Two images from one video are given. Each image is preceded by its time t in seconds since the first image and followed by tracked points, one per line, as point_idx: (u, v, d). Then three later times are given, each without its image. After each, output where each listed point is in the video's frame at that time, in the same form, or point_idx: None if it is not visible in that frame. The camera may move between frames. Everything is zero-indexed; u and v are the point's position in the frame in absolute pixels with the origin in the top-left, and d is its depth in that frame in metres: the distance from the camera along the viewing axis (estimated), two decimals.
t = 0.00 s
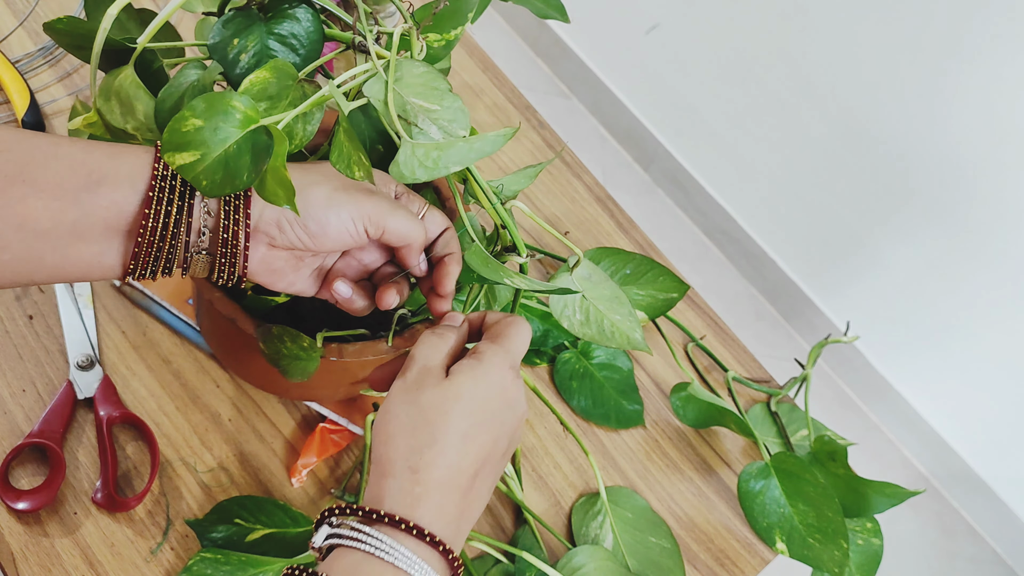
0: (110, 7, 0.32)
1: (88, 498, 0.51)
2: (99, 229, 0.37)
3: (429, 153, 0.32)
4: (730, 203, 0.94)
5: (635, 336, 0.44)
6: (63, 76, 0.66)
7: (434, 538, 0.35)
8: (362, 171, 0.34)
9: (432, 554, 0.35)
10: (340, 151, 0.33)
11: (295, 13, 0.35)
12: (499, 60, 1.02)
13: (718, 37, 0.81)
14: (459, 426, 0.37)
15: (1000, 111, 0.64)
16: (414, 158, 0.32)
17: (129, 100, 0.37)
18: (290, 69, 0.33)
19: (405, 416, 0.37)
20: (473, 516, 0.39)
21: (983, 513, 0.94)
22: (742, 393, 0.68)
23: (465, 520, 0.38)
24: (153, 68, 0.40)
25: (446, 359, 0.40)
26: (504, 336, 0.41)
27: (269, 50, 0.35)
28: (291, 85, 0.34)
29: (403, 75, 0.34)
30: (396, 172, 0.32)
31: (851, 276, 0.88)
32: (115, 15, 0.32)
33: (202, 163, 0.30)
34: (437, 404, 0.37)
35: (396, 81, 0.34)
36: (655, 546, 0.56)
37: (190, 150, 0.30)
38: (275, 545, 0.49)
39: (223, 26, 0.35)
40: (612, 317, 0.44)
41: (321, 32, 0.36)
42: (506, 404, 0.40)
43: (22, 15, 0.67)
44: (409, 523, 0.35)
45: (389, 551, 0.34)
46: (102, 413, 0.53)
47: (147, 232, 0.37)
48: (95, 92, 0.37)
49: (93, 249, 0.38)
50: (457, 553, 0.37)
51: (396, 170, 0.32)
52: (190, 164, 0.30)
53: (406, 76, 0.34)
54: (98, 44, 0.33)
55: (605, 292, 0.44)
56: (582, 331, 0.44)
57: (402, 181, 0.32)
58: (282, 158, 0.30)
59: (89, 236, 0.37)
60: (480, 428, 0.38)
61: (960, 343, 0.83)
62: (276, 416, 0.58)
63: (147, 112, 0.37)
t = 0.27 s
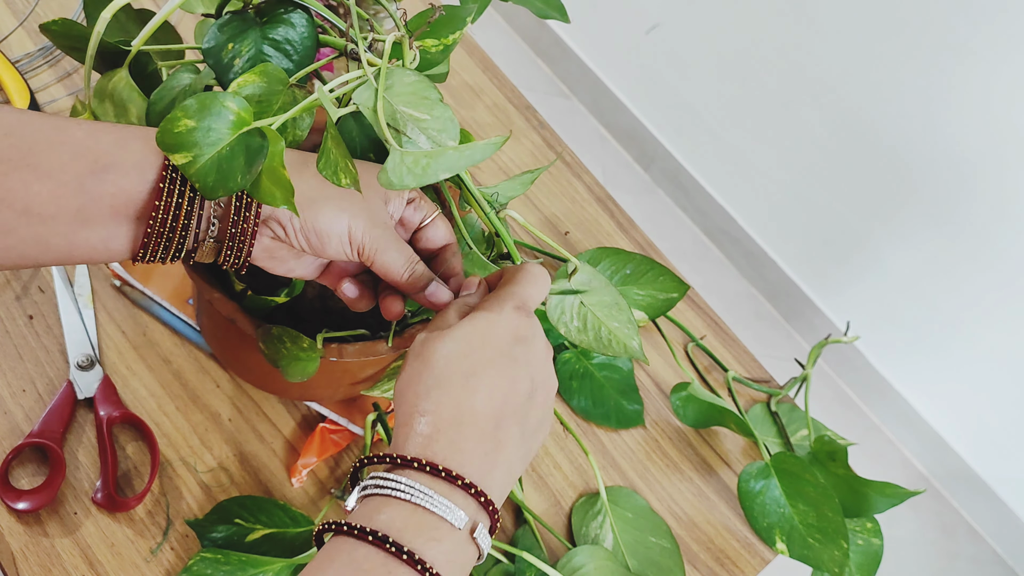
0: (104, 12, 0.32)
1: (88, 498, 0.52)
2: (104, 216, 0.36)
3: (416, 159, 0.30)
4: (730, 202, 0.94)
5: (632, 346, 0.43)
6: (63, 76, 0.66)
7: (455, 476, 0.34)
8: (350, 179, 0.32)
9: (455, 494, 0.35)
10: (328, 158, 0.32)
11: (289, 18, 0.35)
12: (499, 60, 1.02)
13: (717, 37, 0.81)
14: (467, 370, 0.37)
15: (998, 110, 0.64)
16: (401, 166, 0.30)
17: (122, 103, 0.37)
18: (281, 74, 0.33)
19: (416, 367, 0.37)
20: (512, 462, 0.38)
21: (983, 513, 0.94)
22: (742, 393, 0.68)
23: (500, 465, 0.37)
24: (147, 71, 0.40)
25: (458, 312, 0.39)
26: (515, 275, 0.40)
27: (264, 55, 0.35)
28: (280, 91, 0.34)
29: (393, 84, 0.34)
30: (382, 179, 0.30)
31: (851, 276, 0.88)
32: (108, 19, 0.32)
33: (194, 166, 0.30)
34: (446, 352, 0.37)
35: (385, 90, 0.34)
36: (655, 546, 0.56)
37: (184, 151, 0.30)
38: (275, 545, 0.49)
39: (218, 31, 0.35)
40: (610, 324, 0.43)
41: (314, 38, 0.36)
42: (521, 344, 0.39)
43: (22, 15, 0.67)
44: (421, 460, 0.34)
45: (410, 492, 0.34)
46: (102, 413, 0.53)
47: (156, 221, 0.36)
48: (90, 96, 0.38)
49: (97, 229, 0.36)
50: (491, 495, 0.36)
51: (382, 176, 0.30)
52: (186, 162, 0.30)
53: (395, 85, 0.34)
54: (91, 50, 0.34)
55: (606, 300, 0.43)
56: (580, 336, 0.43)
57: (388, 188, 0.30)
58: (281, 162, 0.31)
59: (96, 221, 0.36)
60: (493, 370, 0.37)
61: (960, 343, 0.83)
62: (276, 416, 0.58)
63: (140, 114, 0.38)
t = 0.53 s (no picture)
0: None
1: (88, 498, 0.52)
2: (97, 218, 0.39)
3: (476, 123, 0.32)
4: (730, 202, 0.94)
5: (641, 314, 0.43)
6: (63, 76, 0.66)
7: (518, 482, 0.34)
8: (413, 139, 0.34)
9: (516, 498, 0.34)
10: (386, 123, 0.34)
11: (312, 2, 0.36)
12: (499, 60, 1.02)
13: (717, 37, 0.81)
14: (522, 369, 0.37)
15: (998, 110, 0.64)
16: (460, 130, 0.32)
17: (152, 91, 0.36)
18: (323, 52, 0.34)
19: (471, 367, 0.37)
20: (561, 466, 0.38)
21: (983, 513, 0.94)
22: (742, 393, 0.68)
23: (554, 467, 0.37)
24: (171, 61, 0.40)
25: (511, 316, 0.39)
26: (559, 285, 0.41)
27: (290, 38, 0.35)
28: (320, 70, 0.34)
29: (435, 55, 0.35)
30: (443, 143, 0.32)
31: (851, 276, 0.88)
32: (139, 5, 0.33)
33: (240, 125, 0.30)
34: (501, 354, 0.37)
35: (428, 60, 0.34)
36: (655, 546, 0.56)
37: (228, 111, 0.30)
38: (275, 545, 0.50)
39: (240, 17, 0.35)
40: (616, 299, 0.44)
41: (340, 19, 0.36)
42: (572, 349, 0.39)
43: (22, 15, 0.67)
44: (485, 461, 0.34)
45: (471, 493, 0.33)
46: (102, 413, 0.53)
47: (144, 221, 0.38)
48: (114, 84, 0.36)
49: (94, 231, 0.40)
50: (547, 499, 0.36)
51: (443, 142, 0.32)
52: (228, 126, 0.30)
53: (436, 57, 0.35)
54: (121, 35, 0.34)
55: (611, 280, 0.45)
56: (591, 315, 0.44)
57: (450, 151, 0.32)
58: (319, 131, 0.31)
59: (83, 220, 0.39)
60: (547, 371, 0.38)
61: (960, 343, 0.83)
62: (276, 416, 0.58)
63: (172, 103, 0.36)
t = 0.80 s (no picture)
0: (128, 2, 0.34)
1: (88, 498, 0.52)
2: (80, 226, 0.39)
3: (466, 128, 0.33)
4: (730, 202, 0.94)
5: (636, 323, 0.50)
6: (63, 76, 0.66)
7: (616, 441, 0.37)
8: (401, 147, 0.36)
9: (613, 455, 0.37)
10: (376, 129, 0.36)
11: (309, 3, 0.36)
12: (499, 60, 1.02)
13: (718, 37, 0.82)
14: (622, 343, 0.40)
15: (999, 110, 0.64)
16: (449, 135, 0.33)
17: (150, 93, 0.37)
18: (304, 61, 0.34)
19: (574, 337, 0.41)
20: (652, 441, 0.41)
21: (984, 514, 0.94)
22: (742, 393, 0.68)
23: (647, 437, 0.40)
24: (168, 62, 0.40)
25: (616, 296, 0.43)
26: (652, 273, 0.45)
27: (283, 37, 0.36)
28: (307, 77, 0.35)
29: (426, 58, 0.35)
30: (433, 149, 0.33)
31: (851, 277, 0.88)
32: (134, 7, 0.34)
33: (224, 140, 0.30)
34: (603, 329, 0.41)
35: (420, 64, 0.35)
36: (655, 546, 0.56)
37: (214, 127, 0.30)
38: (275, 545, 0.50)
39: (237, 16, 0.36)
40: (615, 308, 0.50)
41: (336, 20, 0.37)
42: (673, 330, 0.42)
43: (22, 15, 0.67)
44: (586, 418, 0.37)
45: (576, 445, 0.36)
46: (102, 413, 0.53)
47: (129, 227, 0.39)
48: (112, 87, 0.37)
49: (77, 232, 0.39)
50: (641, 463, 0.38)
51: (433, 148, 0.33)
52: (213, 143, 0.30)
53: (429, 59, 0.35)
54: (116, 39, 0.34)
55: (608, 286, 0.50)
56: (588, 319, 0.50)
57: (439, 157, 0.33)
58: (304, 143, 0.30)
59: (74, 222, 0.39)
60: (647, 346, 0.41)
61: (961, 343, 0.83)
62: (276, 416, 0.58)
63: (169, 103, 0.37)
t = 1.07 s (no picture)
0: None
1: (88, 498, 0.52)
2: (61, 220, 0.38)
3: (446, 131, 0.32)
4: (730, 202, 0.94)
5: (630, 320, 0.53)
6: (63, 76, 0.66)
7: (670, 376, 0.37)
8: (382, 145, 0.34)
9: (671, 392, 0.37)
10: (357, 128, 0.33)
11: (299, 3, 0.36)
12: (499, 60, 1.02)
13: (719, 37, 0.82)
14: (679, 297, 0.42)
15: (1000, 110, 0.65)
16: (429, 137, 0.32)
17: (137, 86, 0.38)
18: (293, 42, 0.33)
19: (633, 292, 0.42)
20: (717, 397, 0.41)
21: (984, 514, 0.94)
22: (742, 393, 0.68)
23: (710, 388, 0.40)
24: (157, 56, 0.40)
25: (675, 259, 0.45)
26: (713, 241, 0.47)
27: (274, 30, 0.35)
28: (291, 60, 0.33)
29: (414, 60, 0.35)
30: (412, 150, 0.32)
31: (852, 277, 0.88)
32: None
33: (222, 152, 0.30)
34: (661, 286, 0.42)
35: (407, 65, 0.35)
36: (655, 546, 0.56)
37: (210, 140, 0.30)
38: (275, 545, 0.50)
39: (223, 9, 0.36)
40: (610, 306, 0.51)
41: (325, 17, 0.37)
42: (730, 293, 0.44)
43: (22, 15, 0.67)
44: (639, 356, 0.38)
45: (633, 382, 0.37)
46: (102, 413, 0.53)
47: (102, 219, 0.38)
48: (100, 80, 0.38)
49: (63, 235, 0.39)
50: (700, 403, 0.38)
51: (412, 148, 0.32)
52: (211, 155, 0.30)
53: (417, 61, 0.35)
54: (105, 30, 0.34)
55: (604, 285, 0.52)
56: (584, 321, 0.51)
57: (418, 158, 0.32)
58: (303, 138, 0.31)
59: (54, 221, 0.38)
60: (702, 301, 0.42)
61: (961, 344, 0.83)
62: (276, 416, 0.58)
63: (154, 97, 0.38)
